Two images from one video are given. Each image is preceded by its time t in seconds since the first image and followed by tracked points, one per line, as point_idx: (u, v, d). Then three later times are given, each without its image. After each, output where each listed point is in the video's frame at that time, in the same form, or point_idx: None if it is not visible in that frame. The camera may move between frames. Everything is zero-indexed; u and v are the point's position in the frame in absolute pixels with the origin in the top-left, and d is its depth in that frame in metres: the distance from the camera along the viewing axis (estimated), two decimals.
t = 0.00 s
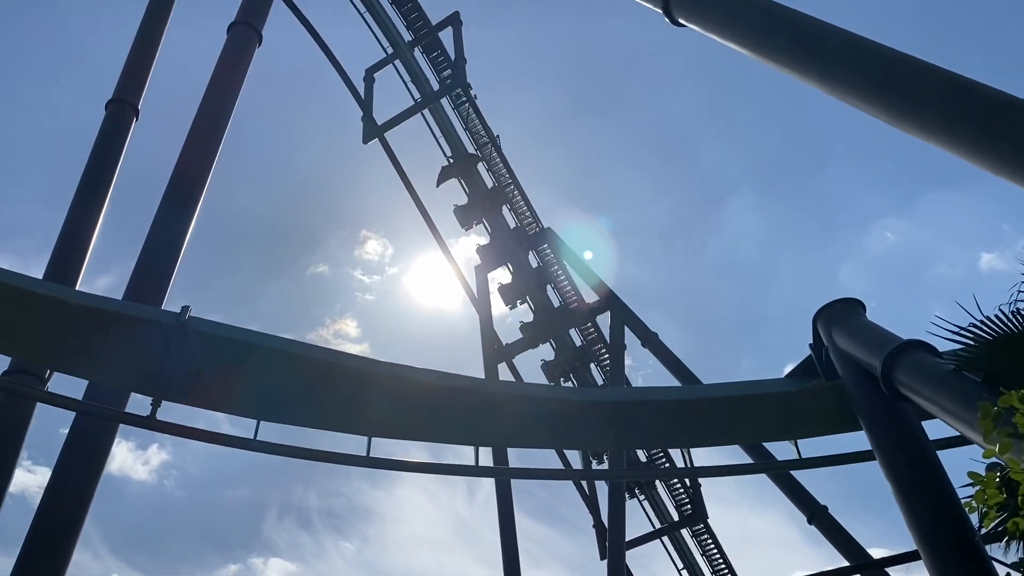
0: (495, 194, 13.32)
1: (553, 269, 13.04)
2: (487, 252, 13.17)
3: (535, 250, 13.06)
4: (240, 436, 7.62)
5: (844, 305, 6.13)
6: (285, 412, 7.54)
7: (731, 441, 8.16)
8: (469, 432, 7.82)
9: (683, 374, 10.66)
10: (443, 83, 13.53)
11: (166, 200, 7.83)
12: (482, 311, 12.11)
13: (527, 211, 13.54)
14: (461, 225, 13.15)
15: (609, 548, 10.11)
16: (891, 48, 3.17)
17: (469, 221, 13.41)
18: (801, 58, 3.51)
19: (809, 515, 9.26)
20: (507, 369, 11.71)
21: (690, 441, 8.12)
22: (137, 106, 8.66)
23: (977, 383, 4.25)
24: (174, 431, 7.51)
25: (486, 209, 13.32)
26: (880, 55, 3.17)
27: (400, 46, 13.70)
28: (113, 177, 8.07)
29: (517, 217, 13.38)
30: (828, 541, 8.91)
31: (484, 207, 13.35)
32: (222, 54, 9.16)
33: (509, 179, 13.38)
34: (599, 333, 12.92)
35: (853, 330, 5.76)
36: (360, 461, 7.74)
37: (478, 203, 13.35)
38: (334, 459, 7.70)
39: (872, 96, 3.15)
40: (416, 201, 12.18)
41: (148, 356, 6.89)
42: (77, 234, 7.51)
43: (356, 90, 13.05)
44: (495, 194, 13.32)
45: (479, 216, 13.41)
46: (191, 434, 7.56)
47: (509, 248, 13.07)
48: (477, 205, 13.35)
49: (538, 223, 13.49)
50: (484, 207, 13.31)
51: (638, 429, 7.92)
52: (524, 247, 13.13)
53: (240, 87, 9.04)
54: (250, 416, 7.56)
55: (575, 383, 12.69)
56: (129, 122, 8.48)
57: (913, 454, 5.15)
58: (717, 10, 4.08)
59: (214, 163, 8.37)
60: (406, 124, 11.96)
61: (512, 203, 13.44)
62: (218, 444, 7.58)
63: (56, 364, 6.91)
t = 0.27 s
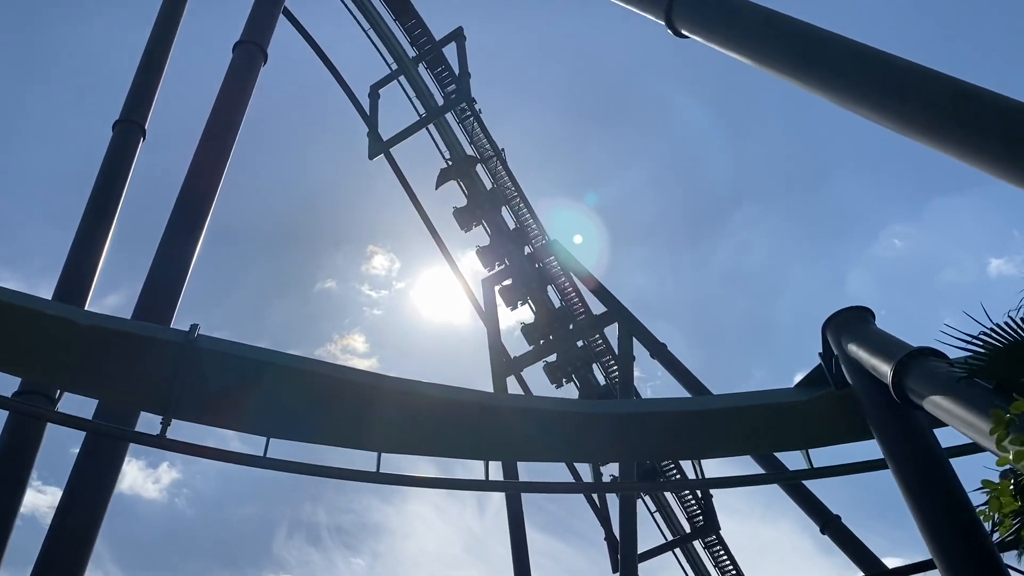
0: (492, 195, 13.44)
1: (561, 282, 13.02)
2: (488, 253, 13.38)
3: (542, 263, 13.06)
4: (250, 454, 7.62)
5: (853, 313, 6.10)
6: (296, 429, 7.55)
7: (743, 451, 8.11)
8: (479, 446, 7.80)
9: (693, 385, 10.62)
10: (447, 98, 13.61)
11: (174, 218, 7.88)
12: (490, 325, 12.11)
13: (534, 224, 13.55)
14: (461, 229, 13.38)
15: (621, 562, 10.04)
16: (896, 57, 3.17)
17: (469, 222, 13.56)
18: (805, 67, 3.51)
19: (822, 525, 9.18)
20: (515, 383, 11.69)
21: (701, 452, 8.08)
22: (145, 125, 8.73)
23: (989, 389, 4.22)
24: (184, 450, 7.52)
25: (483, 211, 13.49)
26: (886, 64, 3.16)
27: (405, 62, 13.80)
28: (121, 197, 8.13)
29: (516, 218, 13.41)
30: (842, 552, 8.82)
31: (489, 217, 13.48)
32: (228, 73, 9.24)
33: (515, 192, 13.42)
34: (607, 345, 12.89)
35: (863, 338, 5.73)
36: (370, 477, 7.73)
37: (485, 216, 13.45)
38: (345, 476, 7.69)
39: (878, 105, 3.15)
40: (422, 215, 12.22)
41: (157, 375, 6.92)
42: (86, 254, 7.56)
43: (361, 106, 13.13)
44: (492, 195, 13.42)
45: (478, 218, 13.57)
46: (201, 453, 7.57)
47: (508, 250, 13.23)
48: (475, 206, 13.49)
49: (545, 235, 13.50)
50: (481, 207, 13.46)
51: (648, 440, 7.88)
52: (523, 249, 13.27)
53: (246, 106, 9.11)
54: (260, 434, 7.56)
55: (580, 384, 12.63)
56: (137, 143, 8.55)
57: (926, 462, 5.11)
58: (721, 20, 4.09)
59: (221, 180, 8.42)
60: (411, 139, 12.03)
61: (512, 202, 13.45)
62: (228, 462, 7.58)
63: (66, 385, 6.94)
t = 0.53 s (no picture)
0: (492, 196, 13.53)
1: (569, 294, 13.01)
2: (489, 256, 13.48)
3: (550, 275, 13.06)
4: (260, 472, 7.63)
5: (862, 320, 6.07)
6: (306, 446, 7.55)
7: (754, 461, 8.06)
8: (490, 460, 7.78)
9: (703, 395, 10.58)
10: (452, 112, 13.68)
11: (182, 237, 7.93)
12: (498, 338, 12.10)
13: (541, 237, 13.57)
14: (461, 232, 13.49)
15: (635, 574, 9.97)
16: (901, 63, 3.17)
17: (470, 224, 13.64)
18: (809, 74, 3.52)
19: (836, 534, 9.10)
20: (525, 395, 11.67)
21: (713, 462, 8.03)
22: (152, 146, 8.81)
23: (1001, 395, 4.20)
24: (195, 468, 7.53)
25: (482, 211, 13.54)
26: (891, 70, 3.17)
27: (409, 77, 13.89)
28: (129, 217, 8.19)
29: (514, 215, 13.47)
30: (857, 560, 8.74)
31: (498, 237, 13.43)
32: (235, 92, 9.32)
33: (522, 205, 13.45)
34: (616, 356, 12.86)
35: (873, 345, 5.70)
36: (381, 493, 7.72)
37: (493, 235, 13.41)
38: (356, 493, 7.68)
39: (884, 112, 3.15)
40: (428, 229, 12.25)
41: (167, 394, 6.94)
42: (95, 275, 7.61)
43: (366, 122, 13.22)
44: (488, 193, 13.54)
45: (478, 219, 13.66)
46: (212, 471, 7.57)
47: (508, 250, 13.32)
48: (474, 208, 13.58)
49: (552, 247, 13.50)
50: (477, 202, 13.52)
51: (660, 451, 7.84)
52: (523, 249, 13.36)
53: (252, 124, 9.18)
54: (271, 451, 7.56)
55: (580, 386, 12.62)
56: (144, 163, 8.62)
57: (941, 470, 5.06)
58: (724, 29, 4.11)
59: (229, 199, 8.47)
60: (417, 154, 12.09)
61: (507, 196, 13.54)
62: (238, 480, 7.58)
63: (77, 405, 6.97)
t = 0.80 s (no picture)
0: (491, 199, 13.56)
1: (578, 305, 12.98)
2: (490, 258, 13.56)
3: (558, 287, 13.05)
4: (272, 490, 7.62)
5: (874, 327, 6.03)
6: (318, 463, 7.55)
7: (769, 471, 7.99)
8: (502, 474, 7.75)
9: (716, 405, 10.52)
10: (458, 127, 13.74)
11: (191, 257, 7.98)
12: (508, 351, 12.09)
13: (549, 249, 13.58)
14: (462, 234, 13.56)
15: None
16: (907, 70, 3.16)
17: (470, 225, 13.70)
18: (814, 83, 3.52)
19: (852, 543, 9.01)
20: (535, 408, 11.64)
21: (726, 473, 7.98)
22: (160, 166, 8.88)
23: (1016, 400, 4.16)
24: (207, 488, 7.53)
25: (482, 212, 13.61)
26: (897, 77, 3.16)
27: (414, 93, 13.98)
28: (138, 237, 8.25)
29: (514, 218, 13.50)
30: (874, 569, 8.64)
31: (507, 251, 13.43)
32: (241, 111, 9.40)
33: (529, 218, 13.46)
34: (627, 367, 12.82)
35: (885, 352, 5.66)
36: (394, 509, 7.70)
37: (501, 249, 13.41)
38: (369, 509, 7.66)
39: (891, 119, 3.14)
40: (436, 242, 12.29)
41: (178, 414, 6.96)
42: (106, 296, 7.66)
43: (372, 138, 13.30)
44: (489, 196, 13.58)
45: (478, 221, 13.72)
46: (223, 490, 7.57)
47: (509, 252, 13.40)
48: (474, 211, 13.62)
49: (560, 259, 13.50)
50: (477, 207, 13.54)
51: (673, 463, 7.80)
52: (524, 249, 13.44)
53: (259, 143, 9.24)
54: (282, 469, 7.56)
55: (584, 388, 12.51)
56: (153, 183, 8.69)
57: (957, 478, 5.00)
58: (729, 40, 4.11)
59: (237, 218, 8.53)
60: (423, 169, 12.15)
61: (507, 198, 13.57)
62: (250, 499, 7.58)
63: (89, 426, 7.00)
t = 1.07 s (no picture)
0: (492, 201, 13.65)
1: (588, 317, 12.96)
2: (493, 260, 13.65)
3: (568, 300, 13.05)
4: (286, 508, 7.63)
5: (886, 333, 6.00)
6: (331, 480, 7.56)
7: (785, 480, 7.94)
8: (515, 488, 7.73)
9: (729, 414, 10.47)
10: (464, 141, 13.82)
11: (201, 277, 8.03)
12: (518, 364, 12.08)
13: (557, 261, 13.60)
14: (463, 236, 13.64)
15: None
16: (910, 75, 3.17)
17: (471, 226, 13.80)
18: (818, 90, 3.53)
19: (870, 551, 8.92)
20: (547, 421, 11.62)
21: (741, 483, 7.93)
22: (169, 187, 8.96)
23: None
24: (221, 507, 7.54)
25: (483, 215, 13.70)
26: (901, 82, 3.17)
27: (420, 109, 14.07)
28: (149, 259, 8.31)
29: (518, 224, 13.54)
30: None
31: (515, 264, 13.45)
32: (249, 131, 9.48)
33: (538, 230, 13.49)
34: (638, 378, 12.78)
35: (898, 358, 5.63)
36: (408, 526, 7.68)
37: (503, 251, 13.50)
38: (382, 525, 7.66)
39: (895, 124, 3.15)
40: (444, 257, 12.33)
41: (192, 434, 6.98)
42: (118, 318, 7.72)
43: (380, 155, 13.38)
44: (493, 203, 13.61)
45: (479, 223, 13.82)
46: (238, 509, 7.58)
47: (511, 254, 13.49)
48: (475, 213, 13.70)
49: (568, 271, 13.50)
50: (483, 217, 13.58)
51: (687, 473, 7.76)
52: (526, 250, 13.51)
53: (267, 163, 9.32)
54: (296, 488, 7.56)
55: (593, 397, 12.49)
56: (162, 205, 8.76)
57: (975, 484, 4.95)
58: (732, 50, 4.13)
59: (247, 238, 8.58)
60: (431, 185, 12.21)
61: (513, 208, 13.61)
62: (264, 517, 7.58)
63: (103, 447, 7.03)
